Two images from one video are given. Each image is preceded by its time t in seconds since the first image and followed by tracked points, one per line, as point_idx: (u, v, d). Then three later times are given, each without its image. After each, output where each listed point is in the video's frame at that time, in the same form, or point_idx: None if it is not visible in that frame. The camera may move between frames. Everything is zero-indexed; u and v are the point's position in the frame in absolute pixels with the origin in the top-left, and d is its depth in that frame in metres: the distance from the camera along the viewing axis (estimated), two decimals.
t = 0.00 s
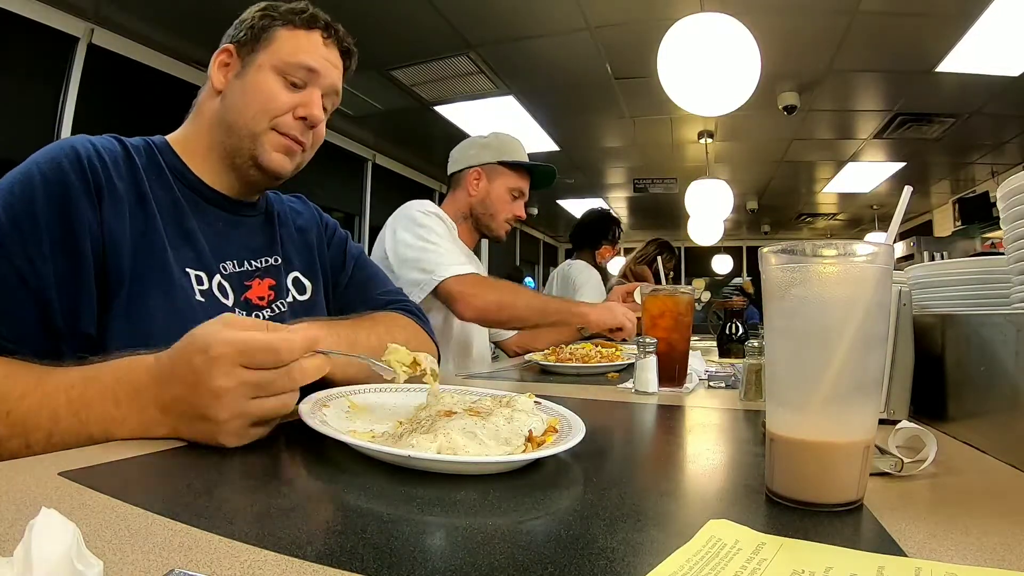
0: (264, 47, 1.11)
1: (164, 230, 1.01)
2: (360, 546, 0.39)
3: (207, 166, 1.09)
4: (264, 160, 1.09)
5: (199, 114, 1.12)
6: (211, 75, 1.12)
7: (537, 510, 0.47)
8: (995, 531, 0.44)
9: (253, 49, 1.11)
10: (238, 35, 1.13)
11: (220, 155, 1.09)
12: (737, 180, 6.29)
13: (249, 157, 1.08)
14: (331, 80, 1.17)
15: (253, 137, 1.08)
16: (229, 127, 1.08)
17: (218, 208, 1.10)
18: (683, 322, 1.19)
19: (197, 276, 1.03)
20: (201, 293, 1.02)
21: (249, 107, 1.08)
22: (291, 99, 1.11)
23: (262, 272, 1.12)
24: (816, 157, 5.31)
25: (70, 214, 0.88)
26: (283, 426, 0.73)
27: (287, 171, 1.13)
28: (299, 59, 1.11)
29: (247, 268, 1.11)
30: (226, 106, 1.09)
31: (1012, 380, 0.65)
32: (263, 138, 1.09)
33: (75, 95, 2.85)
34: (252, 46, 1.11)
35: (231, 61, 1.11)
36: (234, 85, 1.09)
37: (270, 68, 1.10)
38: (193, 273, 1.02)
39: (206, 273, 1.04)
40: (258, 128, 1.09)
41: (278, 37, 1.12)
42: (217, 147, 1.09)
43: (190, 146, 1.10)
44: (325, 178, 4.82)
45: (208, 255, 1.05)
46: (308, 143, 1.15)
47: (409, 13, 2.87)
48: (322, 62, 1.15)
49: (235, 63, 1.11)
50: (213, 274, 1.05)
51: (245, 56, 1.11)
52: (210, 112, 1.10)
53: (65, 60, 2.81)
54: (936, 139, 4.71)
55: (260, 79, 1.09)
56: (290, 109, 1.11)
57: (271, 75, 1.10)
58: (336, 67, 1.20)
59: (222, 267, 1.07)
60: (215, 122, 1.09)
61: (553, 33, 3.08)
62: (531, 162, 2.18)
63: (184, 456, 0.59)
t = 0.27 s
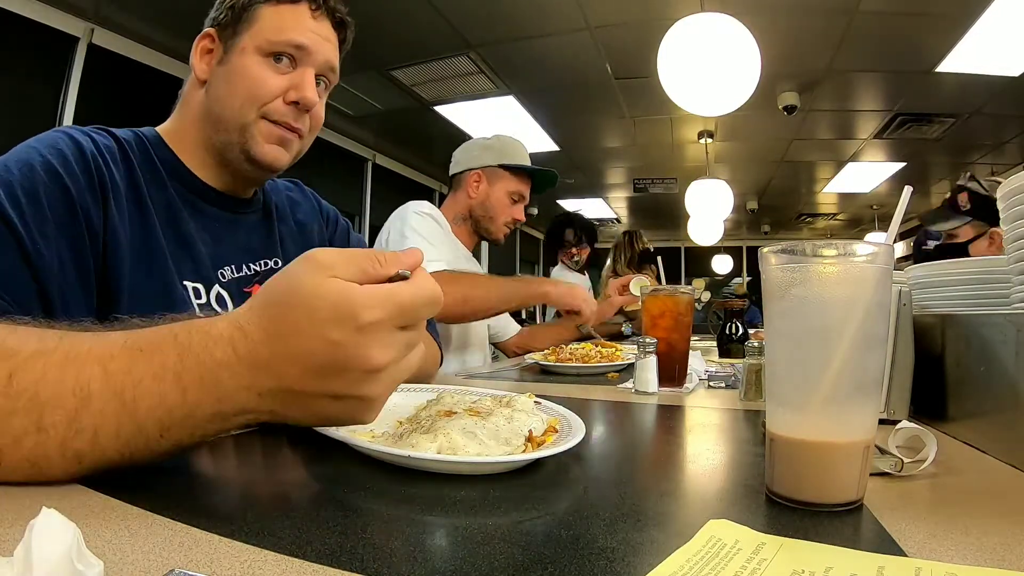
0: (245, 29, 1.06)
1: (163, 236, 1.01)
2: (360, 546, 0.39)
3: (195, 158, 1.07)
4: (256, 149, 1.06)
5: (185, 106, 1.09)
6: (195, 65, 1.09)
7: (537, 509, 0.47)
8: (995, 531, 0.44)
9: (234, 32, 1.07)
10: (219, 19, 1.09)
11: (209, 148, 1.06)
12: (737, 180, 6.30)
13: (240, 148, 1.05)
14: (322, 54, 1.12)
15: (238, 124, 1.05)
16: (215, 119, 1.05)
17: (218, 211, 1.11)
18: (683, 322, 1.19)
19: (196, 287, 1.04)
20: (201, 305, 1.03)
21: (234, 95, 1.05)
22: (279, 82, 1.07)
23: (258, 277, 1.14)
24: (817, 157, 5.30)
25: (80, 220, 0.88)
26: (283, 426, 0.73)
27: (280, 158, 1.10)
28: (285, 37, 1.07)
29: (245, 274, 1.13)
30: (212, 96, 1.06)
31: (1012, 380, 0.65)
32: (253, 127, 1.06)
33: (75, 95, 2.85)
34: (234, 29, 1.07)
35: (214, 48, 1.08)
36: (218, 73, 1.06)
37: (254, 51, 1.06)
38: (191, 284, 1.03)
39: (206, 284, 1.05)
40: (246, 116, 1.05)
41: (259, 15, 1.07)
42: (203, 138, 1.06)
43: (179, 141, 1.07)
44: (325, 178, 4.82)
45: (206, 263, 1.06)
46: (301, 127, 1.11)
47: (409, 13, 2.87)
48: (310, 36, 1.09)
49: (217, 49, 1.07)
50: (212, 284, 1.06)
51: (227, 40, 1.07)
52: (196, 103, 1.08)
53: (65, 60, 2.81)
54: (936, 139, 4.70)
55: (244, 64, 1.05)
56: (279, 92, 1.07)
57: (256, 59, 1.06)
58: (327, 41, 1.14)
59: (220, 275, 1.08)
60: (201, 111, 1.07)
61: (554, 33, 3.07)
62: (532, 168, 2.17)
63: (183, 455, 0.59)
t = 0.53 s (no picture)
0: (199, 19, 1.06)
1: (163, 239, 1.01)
2: (360, 546, 0.39)
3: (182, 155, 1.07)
4: (216, 123, 1.01)
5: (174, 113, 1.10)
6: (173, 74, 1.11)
7: (538, 509, 0.47)
8: (995, 531, 0.44)
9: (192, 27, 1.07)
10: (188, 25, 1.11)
11: (187, 141, 1.05)
12: (737, 180, 6.30)
13: (202, 127, 1.02)
14: (269, 16, 1.06)
15: (196, 103, 1.01)
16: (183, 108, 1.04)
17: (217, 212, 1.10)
18: (683, 322, 1.19)
19: (195, 290, 1.04)
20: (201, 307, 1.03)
21: (191, 79, 1.02)
22: (225, 50, 1.02)
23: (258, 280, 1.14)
24: (816, 157, 5.30)
25: (80, 219, 0.88)
26: (283, 426, 0.73)
27: (242, 128, 1.03)
28: (228, 11, 1.04)
29: (244, 276, 1.12)
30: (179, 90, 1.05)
31: (1012, 380, 0.65)
32: (209, 102, 1.01)
33: (75, 95, 2.85)
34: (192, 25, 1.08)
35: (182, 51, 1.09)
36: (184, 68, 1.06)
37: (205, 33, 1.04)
38: (190, 287, 1.03)
39: (205, 286, 1.05)
40: (202, 93, 1.01)
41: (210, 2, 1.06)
42: (180, 132, 1.05)
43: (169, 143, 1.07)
44: (326, 178, 4.82)
45: (205, 266, 1.06)
46: (260, 91, 1.04)
47: (409, 13, 2.87)
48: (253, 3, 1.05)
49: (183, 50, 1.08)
50: (211, 287, 1.06)
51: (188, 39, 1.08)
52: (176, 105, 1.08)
53: (65, 60, 2.81)
54: (936, 139, 4.70)
55: (196, 48, 1.03)
56: (227, 61, 1.02)
57: (205, 39, 1.04)
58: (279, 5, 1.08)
59: (219, 277, 1.08)
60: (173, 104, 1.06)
61: (554, 33, 3.07)
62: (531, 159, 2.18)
63: (183, 455, 0.59)
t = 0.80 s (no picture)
0: (304, 21, 0.99)
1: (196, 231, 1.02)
2: (360, 546, 0.39)
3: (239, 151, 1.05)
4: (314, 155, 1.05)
5: (229, 101, 1.04)
6: (241, 59, 1.03)
7: (537, 509, 0.47)
8: (994, 531, 0.44)
9: (289, 25, 1.00)
10: (268, 10, 1.02)
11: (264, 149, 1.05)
12: (737, 180, 6.30)
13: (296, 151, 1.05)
14: (394, 46, 1.03)
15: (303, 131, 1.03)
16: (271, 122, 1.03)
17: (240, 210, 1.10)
18: (683, 322, 1.19)
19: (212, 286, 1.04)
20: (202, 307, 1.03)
21: (290, 99, 1.00)
22: (346, 82, 1.00)
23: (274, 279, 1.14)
24: (816, 157, 5.30)
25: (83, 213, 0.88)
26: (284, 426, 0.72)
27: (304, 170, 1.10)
28: (347, 28, 0.98)
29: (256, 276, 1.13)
30: (265, 98, 1.02)
31: (1012, 380, 0.65)
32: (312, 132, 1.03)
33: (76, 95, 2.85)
34: (286, 21, 1.00)
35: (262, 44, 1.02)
36: (270, 72, 1.01)
37: (317, 46, 0.99)
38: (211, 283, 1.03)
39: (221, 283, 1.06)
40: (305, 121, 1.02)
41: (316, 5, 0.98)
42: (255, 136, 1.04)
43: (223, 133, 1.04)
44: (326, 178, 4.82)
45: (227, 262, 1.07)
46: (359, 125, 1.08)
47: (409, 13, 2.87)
48: (382, 27, 1.00)
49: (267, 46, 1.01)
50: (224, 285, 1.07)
51: (278, 37, 1.01)
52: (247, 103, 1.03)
53: (66, 60, 2.81)
54: (936, 140, 4.70)
55: (300, 63, 0.99)
56: (349, 93, 1.01)
57: (314, 54, 0.99)
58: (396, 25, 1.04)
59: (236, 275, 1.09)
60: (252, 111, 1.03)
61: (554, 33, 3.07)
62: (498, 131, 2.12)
63: (183, 456, 0.59)
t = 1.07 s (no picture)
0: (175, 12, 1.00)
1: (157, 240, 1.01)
2: (358, 546, 0.39)
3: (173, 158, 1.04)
4: (200, 120, 0.95)
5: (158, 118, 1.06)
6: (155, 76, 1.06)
7: (537, 509, 0.47)
8: (994, 531, 0.44)
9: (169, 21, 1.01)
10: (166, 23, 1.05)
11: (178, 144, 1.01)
12: (737, 180, 6.30)
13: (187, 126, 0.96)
14: None
15: (178, 99, 0.95)
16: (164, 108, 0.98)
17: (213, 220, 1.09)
18: (683, 322, 1.19)
19: (187, 295, 1.03)
20: (193, 315, 1.03)
21: (168, 75, 0.96)
22: (203, 38, 0.95)
23: (252, 284, 1.13)
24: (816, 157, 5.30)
25: (73, 218, 0.88)
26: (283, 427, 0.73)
27: (225, 121, 0.97)
28: None
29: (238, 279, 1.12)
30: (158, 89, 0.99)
31: (1011, 379, 0.65)
32: (194, 98, 0.95)
33: (76, 95, 2.85)
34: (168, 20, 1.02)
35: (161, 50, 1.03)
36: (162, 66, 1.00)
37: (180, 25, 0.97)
38: (182, 293, 1.02)
39: (198, 292, 1.04)
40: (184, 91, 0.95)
41: None
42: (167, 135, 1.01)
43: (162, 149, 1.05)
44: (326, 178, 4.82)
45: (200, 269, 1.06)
46: (245, 79, 0.97)
47: (409, 13, 2.87)
48: None
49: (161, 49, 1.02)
50: (204, 292, 1.05)
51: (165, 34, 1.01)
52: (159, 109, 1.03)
53: (65, 60, 2.81)
54: (936, 140, 4.71)
55: (171, 41, 0.97)
56: (207, 48, 0.94)
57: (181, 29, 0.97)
58: None
59: (214, 281, 1.07)
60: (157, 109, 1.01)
61: (553, 32, 3.07)
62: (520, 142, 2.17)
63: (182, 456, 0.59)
